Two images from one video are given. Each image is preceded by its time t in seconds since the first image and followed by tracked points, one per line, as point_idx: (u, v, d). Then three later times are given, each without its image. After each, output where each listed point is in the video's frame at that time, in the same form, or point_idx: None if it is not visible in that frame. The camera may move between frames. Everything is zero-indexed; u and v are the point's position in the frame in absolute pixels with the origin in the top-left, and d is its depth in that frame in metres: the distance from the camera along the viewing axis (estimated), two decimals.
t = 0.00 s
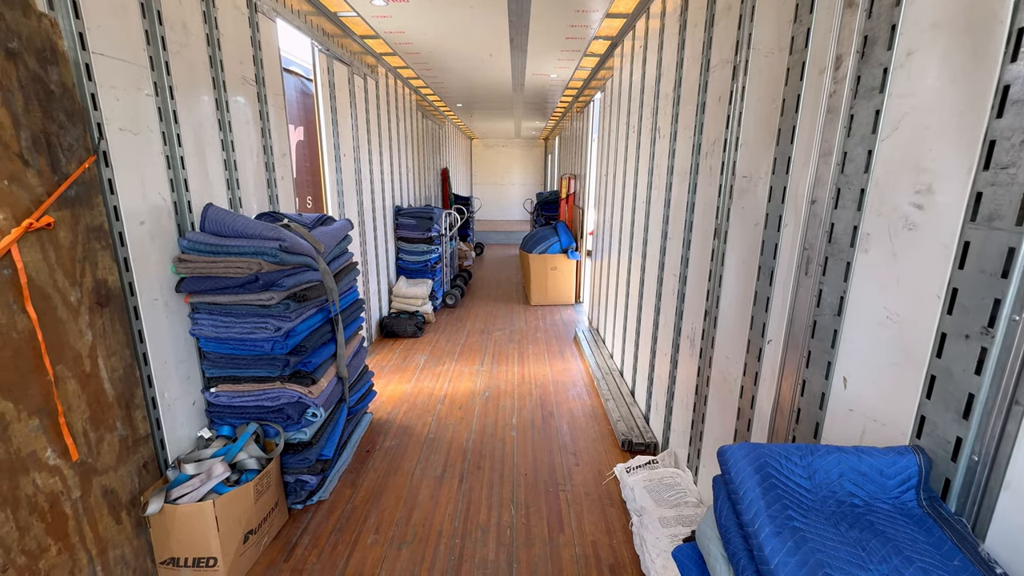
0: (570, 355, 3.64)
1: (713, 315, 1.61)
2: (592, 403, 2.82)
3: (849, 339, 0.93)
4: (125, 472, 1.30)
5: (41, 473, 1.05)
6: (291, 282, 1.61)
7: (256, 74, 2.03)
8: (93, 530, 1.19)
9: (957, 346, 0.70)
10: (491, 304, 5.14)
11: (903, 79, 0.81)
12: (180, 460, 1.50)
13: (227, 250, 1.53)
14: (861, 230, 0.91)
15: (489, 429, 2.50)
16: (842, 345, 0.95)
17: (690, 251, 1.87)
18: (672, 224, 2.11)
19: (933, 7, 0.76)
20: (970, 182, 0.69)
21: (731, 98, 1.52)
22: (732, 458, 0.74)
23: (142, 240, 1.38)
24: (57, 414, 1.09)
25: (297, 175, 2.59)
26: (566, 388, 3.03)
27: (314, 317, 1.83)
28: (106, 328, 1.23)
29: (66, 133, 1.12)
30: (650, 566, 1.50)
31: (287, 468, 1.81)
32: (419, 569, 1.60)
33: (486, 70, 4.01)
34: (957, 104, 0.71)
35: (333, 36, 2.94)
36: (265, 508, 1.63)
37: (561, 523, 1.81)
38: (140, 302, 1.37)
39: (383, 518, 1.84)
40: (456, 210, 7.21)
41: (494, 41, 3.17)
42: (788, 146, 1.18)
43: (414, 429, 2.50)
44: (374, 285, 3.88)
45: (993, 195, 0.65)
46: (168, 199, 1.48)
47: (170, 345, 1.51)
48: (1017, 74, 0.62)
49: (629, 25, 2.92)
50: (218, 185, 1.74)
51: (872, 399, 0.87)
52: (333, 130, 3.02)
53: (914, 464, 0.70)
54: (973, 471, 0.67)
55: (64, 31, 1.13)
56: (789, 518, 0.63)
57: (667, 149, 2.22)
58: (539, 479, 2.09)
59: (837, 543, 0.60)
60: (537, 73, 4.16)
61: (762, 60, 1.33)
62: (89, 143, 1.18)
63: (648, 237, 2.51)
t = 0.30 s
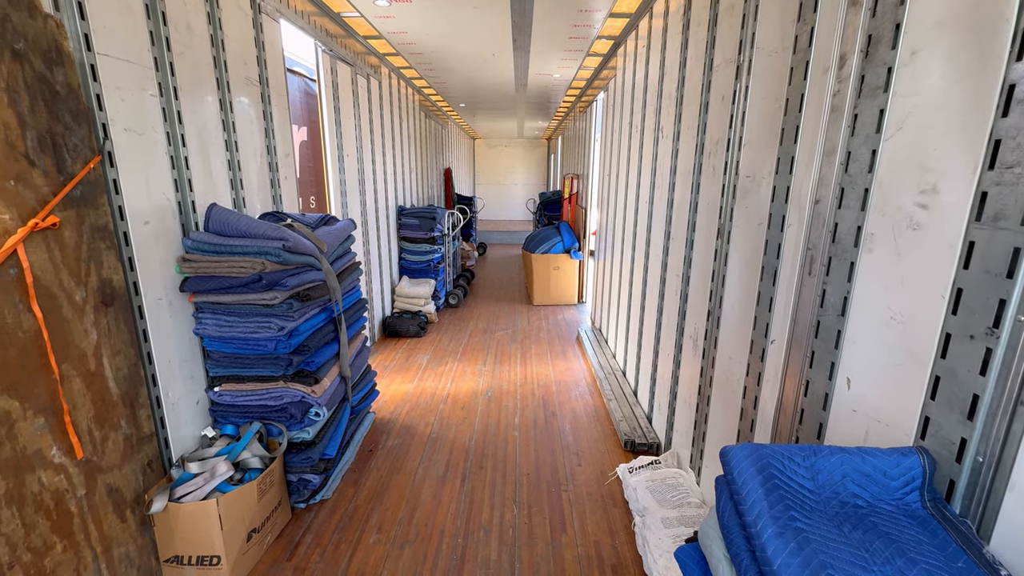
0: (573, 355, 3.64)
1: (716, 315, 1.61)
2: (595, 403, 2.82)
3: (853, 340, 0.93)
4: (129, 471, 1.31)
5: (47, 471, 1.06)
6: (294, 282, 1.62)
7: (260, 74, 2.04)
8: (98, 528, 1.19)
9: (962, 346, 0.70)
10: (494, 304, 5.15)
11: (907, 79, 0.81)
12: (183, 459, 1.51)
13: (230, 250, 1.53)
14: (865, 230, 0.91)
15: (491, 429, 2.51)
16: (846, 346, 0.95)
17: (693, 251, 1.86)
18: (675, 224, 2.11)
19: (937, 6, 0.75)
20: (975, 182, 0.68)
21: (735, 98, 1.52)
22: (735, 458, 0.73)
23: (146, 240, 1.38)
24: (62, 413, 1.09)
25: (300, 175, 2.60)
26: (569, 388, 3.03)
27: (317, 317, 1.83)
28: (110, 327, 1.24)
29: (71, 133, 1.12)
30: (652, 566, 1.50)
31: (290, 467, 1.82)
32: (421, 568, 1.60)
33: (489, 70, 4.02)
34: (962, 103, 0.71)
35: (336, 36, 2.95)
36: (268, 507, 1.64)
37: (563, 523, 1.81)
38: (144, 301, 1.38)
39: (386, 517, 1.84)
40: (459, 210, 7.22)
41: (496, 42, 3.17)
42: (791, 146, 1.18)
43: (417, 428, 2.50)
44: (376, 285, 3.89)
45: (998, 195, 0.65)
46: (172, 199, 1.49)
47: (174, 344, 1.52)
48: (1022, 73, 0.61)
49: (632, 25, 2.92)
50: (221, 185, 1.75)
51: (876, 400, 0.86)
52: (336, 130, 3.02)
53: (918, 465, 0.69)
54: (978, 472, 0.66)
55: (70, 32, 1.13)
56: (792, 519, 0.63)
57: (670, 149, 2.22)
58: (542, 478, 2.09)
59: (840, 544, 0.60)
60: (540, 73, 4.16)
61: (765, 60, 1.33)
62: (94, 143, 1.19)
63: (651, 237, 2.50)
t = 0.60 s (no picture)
0: (576, 355, 3.64)
1: (719, 315, 1.60)
2: (598, 403, 2.81)
3: (858, 340, 0.92)
4: (134, 469, 1.31)
5: (53, 469, 1.06)
6: (298, 282, 1.62)
7: (264, 75, 2.05)
8: (104, 526, 1.20)
9: (967, 347, 0.69)
10: (497, 304, 5.15)
11: (912, 78, 0.80)
12: (188, 458, 1.52)
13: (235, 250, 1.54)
14: (869, 230, 0.91)
15: (494, 429, 2.51)
16: (850, 346, 0.94)
17: (696, 251, 1.86)
18: (678, 224, 2.10)
19: (942, 5, 0.75)
20: (981, 182, 0.68)
21: (739, 97, 1.51)
22: (738, 458, 0.73)
23: (151, 240, 1.39)
24: (68, 411, 1.10)
25: (304, 175, 2.61)
26: (572, 388, 3.03)
27: (321, 316, 1.84)
28: (116, 326, 1.25)
29: (77, 133, 1.13)
30: (655, 567, 1.50)
31: (294, 466, 1.83)
32: (424, 568, 1.60)
33: (492, 70, 4.02)
34: (967, 103, 0.70)
35: (339, 36, 2.95)
36: (272, 506, 1.64)
37: (566, 523, 1.81)
38: (149, 301, 1.39)
39: (389, 516, 1.85)
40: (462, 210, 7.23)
41: (500, 41, 3.17)
42: (795, 145, 1.18)
43: (420, 428, 2.51)
44: (380, 285, 3.89)
45: (1004, 195, 0.64)
46: (177, 199, 1.50)
47: (179, 343, 1.52)
48: None
49: (635, 24, 2.91)
50: (226, 185, 1.76)
51: (881, 400, 0.86)
52: (340, 130, 3.03)
53: (923, 466, 0.69)
54: (983, 474, 0.66)
55: (76, 33, 1.14)
56: (795, 520, 0.62)
57: (674, 149, 2.21)
58: (544, 478, 2.09)
59: (844, 545, 0.60)
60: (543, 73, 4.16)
61: (769, 59, 1.32)
62: (100, 144, 1.20)
63: (654, 236, 2.50)
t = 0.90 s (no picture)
0: (578, 355, 3.63)
1: (722, 316, 1.60)
2: (600, 403, 2.81)
3: (861, 340, 0.92)
4: (139, 467, 1.32)
5: (59, 467, 1.07)
6: (301, 281, 1.63)
7: (268, 75, 2.06)
8: (109, 524, 1.21)
9: (972, 347, 0.69)
10: (499, 304, 5.15)
11: (917, 78, 0.80)
12: (192, 456, 1.53)
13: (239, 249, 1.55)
14: (873, 230, 0.90)
15: (496, 428, 2.51)
16: (854, 347, 0.94)
17: (699, 251, 1.85)
18: (682, 223, 2.10)
19: (948, 4, 0.75)
20: (986, 182, 0.68)
21: (742, 97, 1.51)
22: (741, 459, 0.73)
23: (156, 239, 1.40)
24: (74, 410, 1.11)
25: (307, 175, 2.62)
26: (574, 388, 3.02)
27: (324, 316, 1.84)
28: (121, 325, 1.26)
29: (83, 134, 1.14)
30: (658, 567, 1.49)
31: (297, 465, 1.83)
32: (427, 567, 1.60)
33: (495, 70, 4.02)
34: (972, 102, 0.70)
35: (343, 37, 2.96)
36: (276, 504, 1.65)
37: (568, 523, 1.81)
38: (154, 300, 1.40)
39: (391, 516, 1.85)
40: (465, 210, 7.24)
41: (503, 42, 3.17)
42: (799, 145, 1.17)
43: (423, 428, 2.51)
44: (383, 285, 3.90)
45: (1009, 195, 0.64)
46: (182, 199, 1.51)
47: (183, 342, 1.53)
48: None
49: (638, 24, 2.91)
50: (230, 185, 1.77)
51: (885, 401, 0.85)
52: (343, 130, 3.04)
53: (927, 467, 0.69)
54: (988, 474, 0.66)
55: (82, 34, 1.15)
56: (798, 520, 0.62)
57: (677, 148, 2.21)
58: (547, 478, 2.09)
59: (847, 546, 0.59)
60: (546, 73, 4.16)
61: (773, 59, 1.32)
62: (106, 144, 1.21)
63: (657, 236, 2.49)
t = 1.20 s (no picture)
0: (581, 355, 3.63)
1: (725, 316, 1.60)
2: (603, 403, 2.81)
3: (865, 341, 0.91)
4: (144, 465, 1.33)
5: (65, 464, 1.08)
6: (305, 281, 1.64)
7: (272, 76, 2.07)
8: (114, 521, 1.22)
9: (976, 348, 0.69)
10: (503, 304, 5.15)
11: (921, 77, 0.80)
12: (197, 454, 1.54)
13: (243, 249, 1.55)
14: (877, 231, 0.90)
15: (499, 428, 2.51)
16: (858, 347, 0.93)
17: (703, 252, 1.85)
18: (685, 223, 2.09)
19: (952, 4, 0.74)
20: (990, 182, 0.67)
21: (746, 97, 1.51)
22: (743, 459, 0.73)
23: (162, 239, 1.41)
24: (80, 408, 1.12)
25: (311, 175, 2.63)
26: (577, 388, 3.02)
27: (328, 315, 1.85)
28: (127, 324, 1.27)
29: (89, 134, 1.15)
30: (660, 567, 1.49)
31: (300, 464, 1.84)
32: (429, 566, 1.61)
33: (498, 70, 4.03)
34: (977, 102, 0.70)
35: (347, 37, 2.97)
36: (279, 503, 1.66)
37: (571, 523, 1.81)
38: (160, 299, 1.41)
39: (394, 515, 1.86)
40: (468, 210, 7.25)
41: (506, 42, 3.17)
42: (803, 145, 1.17)
43: (426, 427, 2.52)
44: (386, 284, 3.91)
45: (1013, 195, 0.64)
46: (187, 199, 1.52)
47: (188, 341, 1.54)
48: None
49: (642, 24, 2.90)
50: (235, 185, 1.78)
51: (889, 402, 0.85)
52: (347, 130, 3.05)
53: (931, 468, 0.69)
54: (992, 476, 0.65)
55: (89, 36, 1.16)
56: (801, 521, 0.62)
57: (680, 148, 2.21)
58: (549, 478, 2.09)
59: (849, 547, 0.59)
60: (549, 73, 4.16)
61: (776, 58, 1.32)
62: (112, 144, 1.22)
63: (661, 236, 2.49)
